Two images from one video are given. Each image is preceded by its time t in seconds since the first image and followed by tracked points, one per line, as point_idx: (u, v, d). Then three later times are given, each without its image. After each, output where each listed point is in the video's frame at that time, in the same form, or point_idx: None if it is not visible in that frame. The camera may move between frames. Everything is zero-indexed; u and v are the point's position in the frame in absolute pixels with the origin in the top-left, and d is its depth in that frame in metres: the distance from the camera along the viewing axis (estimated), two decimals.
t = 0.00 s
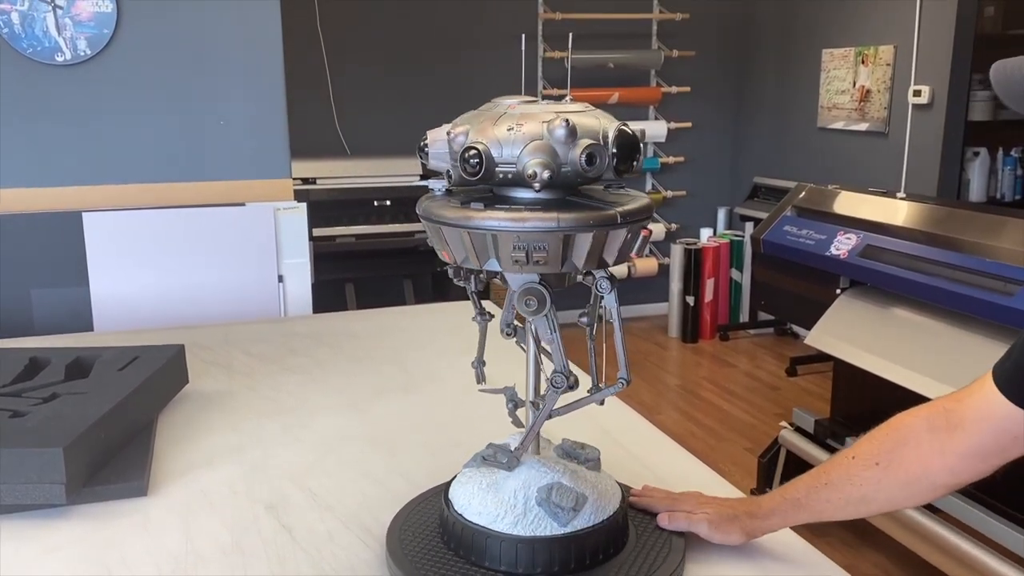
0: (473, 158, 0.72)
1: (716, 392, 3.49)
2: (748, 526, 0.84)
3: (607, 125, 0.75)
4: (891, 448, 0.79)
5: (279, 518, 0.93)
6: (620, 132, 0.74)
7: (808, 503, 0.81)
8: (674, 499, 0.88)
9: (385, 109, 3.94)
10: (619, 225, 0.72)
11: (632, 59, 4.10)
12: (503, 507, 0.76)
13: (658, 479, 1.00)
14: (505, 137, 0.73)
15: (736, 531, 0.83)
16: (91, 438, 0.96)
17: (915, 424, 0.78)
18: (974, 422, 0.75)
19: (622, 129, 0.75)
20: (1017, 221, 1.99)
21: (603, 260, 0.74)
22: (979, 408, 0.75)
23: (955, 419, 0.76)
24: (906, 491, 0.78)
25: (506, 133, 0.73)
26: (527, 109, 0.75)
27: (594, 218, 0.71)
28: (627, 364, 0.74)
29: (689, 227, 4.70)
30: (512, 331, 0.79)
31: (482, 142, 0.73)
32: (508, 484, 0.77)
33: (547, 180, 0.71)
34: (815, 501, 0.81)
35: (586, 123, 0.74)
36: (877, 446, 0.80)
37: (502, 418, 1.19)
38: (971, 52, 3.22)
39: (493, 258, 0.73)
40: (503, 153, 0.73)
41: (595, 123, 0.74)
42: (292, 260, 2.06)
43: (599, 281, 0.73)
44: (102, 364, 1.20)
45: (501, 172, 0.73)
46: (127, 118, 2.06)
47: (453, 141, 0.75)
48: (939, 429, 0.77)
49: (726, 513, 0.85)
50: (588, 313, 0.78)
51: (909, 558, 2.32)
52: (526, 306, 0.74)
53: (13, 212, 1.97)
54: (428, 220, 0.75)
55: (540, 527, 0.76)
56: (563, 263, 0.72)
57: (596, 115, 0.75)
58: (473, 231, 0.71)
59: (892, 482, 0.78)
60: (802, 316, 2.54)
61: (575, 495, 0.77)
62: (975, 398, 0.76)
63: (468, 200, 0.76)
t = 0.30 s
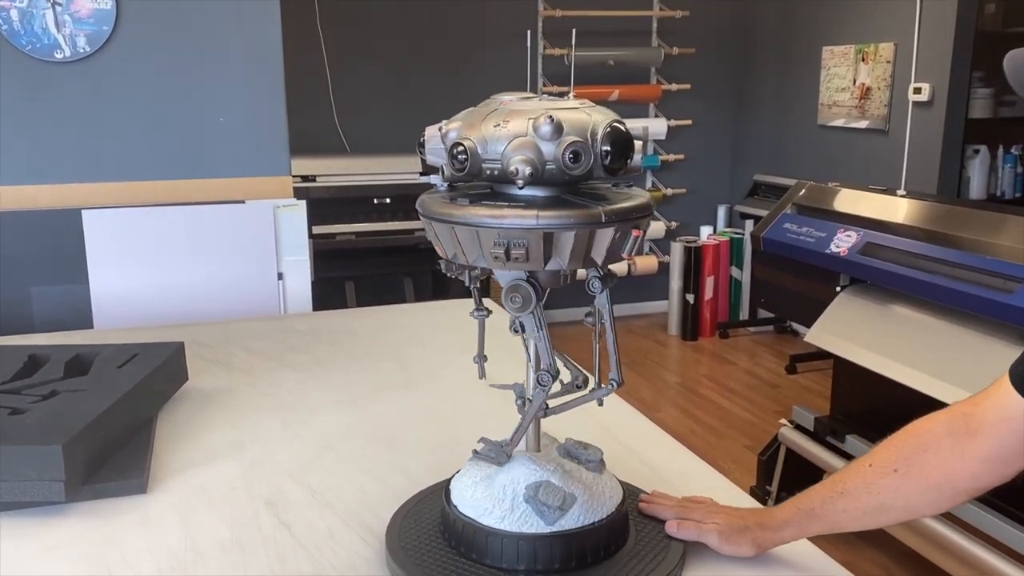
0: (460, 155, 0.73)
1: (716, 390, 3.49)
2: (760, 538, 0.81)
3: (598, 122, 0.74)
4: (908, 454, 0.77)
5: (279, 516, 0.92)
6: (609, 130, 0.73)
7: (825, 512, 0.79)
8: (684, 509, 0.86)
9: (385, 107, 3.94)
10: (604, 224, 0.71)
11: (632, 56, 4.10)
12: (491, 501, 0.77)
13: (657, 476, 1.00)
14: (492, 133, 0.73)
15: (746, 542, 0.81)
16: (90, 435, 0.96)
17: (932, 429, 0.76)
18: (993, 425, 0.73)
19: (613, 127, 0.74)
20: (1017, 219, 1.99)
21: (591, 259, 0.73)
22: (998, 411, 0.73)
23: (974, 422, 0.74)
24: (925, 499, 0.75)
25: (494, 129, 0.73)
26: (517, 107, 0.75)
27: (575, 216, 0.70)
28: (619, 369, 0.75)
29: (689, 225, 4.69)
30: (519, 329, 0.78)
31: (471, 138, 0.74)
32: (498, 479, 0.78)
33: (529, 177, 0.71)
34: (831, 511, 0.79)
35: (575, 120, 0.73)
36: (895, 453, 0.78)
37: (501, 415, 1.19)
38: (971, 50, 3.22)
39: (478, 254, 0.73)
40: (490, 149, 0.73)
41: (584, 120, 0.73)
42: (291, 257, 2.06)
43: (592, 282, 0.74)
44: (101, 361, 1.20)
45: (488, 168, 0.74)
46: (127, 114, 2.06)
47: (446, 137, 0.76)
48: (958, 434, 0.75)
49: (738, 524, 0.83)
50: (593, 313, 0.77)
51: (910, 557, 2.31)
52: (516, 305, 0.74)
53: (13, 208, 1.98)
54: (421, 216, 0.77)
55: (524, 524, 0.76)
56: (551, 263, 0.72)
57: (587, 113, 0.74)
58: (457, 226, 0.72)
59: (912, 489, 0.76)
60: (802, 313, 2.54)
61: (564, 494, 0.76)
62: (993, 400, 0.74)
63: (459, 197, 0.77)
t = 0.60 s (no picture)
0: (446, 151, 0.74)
1: (716, 388, 3.49)
2: (773, 552, 0.78)
3: (582, 118, 0.72)
4: (927, 459, 0.72)
5: (279, 514, 0.92)
6: (593, 127, 0.72)
7: (840, 523, 0.76)
8: (693, 521, 0.83)
9: (385, 104, 3.93)
10: (580, 223, 0.70)
11: (632, 54, 4.09)
12: (477, 494, 0.77)
13: (657, 475, 1.00)
14: (477, 129, 0.74)
15: (760, 558, 0.78)
16: (90, 434, 0.96)
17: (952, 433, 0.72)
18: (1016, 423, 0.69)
19: (599, 123, 0.72)
20: (1017, 216, 1.99)
21: (568, 259, 0.72)
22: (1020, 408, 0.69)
23: (994, 421, 0.70)
24: (946, 506, 0.71)
25: (479, 125, 0.74)
26: (505, 104, 0.75)
27: (548, 213, 0.70)
28: (603, 372, 0.77)
29: (689, 223, 4.69)
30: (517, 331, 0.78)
31: (458, 135, 0.75)
32: (487, 473, 0.79)
33: (506, 174, 0.71)
34: (847, 521, 0.75)
35: (558, 116, 0.72)
36: (913, 459, 0.73)
37: (502, 414, 1.19)
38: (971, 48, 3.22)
39: (460, 250, 0.74)
40: (474, 146, 0.74)
41: (568, 116, 0.72)
42: (292, 255, 2.05)
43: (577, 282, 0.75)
44: (100, 359, 1.20)
45: (473, 165, 0.75)
46: (126, 112, 2.05)
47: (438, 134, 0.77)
48: (979, 435, 0.70)
49: (751, 539, 0.79)
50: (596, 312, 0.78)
51: (910, 555, 2.31)
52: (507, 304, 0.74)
53: (12, 206, 1.97)
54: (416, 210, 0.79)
55: (506, 521, 0.76)
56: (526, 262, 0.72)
57: (573, 109, 0.73)
58: (439, 222, 0.74)
59: (933, 496, 0.72)
60: (802, 312, 2.54)
61: (546, 494, 0.76)
62: (1012, 399, 0.70)
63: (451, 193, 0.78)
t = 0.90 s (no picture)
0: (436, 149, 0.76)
1: (716, 386, 3.49)
2: (783, 563, 0.76)
3: (566, 117, 0.72)
4: (939, 461, 0.71)
5: (279, 512, 0.92)
6: (576, 127, 0.71)
7: (853, 530, 0.74)
8: (699, 535, 0.80)
9: (384, 104, 3.93)
10: (554, 222, 0.70)
11: (632, 53, 4.09)
12: (466, 484, 0.79)
13: (657, 474, 1.00)
14: (466, 128, 0.75)
15: (771, 569, 0.76)
16: (90, 432, 0.96)
17: (962, 434, 0.70)
18: None
19: (584, 123, 0.72)
20: (1017, 215, 1.99)
21: (547, 259, 0.72)
22: None
23: (1005, 421, 0.69)
24: (961, 509, 0.69)
25: (469, 123, 0.75)
26: (498, 102, 0.76)
27: (521, 210, 0.69)
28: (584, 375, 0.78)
29: (689, 222, 4.69)
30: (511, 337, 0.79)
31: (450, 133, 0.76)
32: (479, 465, 0.80)
33: (486, 171, 0.72)
34: (861, 528, 0.74)
35: (543, 114, 0.72)
36: (924, 462, 0.72)
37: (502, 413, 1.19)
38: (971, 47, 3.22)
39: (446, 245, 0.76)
40: (463, 144, 0.75)
41: (551, 115, 0.72)
42: (291, 254, 2.05)
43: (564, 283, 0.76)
44: (100, 358, 1.20)
45: (462, 163, 0.76)
46: (126, 111, 2.05)
47: (436, 132, 0.79)
48: (990, 435, 0.69)
49: (761, 551, 0.77)
50: (599, 310, 0.78)
51: (910, 554, 2.31)
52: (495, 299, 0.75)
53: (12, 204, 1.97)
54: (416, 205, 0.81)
55: (490, 515, 0.76)
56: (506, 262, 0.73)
57: (560, 108, 0.73)
58: (429, 217, 0.75)
59: (947, 499, 0.70)
60: (802, 311, 2.54)
61: (530, 492, 0.76)
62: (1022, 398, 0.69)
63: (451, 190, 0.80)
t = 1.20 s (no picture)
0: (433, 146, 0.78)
1: (716, 386, 3.49)
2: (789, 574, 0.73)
3: (549, 116, 0.71)
4: (945, 465, 0.69)
5: (280, 511, 0.92)
6: (558, 126, 0.71)
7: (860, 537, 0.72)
8: (700, 550, 0.77)
9: (384, 103, 3.93)
10: (525, 222, 0.70)
11: (632, 52, 4.09)
12: (462, 473, 0.80)
13: (657, 473, 1.00)
14: (458, 125, 0.76)
15: None
16: (90, 431, 0.96)
17: (968, 436, 0.68)
18: None
19: (567, 122, 0.71)
20: (1017, 215, 1.98)
21: (522, 259, 0.72)
22: None
23: (1012, 422, 0.66)
24: (969, 511, 0.68)
25: (461, 121, 0.76)
26: (493, 100, 0.77)
27: (495, 208, 0.70)
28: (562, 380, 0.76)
29: (689, 221, 4.69)
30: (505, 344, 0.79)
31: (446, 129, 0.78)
32: (475, 457, 0.80)
33: (470, 169, 0.73)
34: (867, 535, 0.71)
35: (529, 114, 0.72)
36: (930, 466, 0.69)
37: (501, 412, 1.19)
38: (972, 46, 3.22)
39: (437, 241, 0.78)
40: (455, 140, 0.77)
41: (535, 114, 0.72)
42: (292, 253, 2.05)
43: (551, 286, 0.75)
44: (101, 357, 1.20)
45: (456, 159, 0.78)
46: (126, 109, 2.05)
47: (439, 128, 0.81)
48: (997, 436, 0.67)
49: (765, 561, 0.74)
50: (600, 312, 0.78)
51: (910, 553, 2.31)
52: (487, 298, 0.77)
53: (12, 203, 1.98)
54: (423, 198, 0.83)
55: (475, 508, 0.77)
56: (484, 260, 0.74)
57: (547, 107, 0.73)
58: (423, 212, 0.78)
59: (956, 503, 0.68)
60: (802, 310, 2.54)
61: (513, 489, 0.76)
62: None
63: (456, 186, 0.82)
